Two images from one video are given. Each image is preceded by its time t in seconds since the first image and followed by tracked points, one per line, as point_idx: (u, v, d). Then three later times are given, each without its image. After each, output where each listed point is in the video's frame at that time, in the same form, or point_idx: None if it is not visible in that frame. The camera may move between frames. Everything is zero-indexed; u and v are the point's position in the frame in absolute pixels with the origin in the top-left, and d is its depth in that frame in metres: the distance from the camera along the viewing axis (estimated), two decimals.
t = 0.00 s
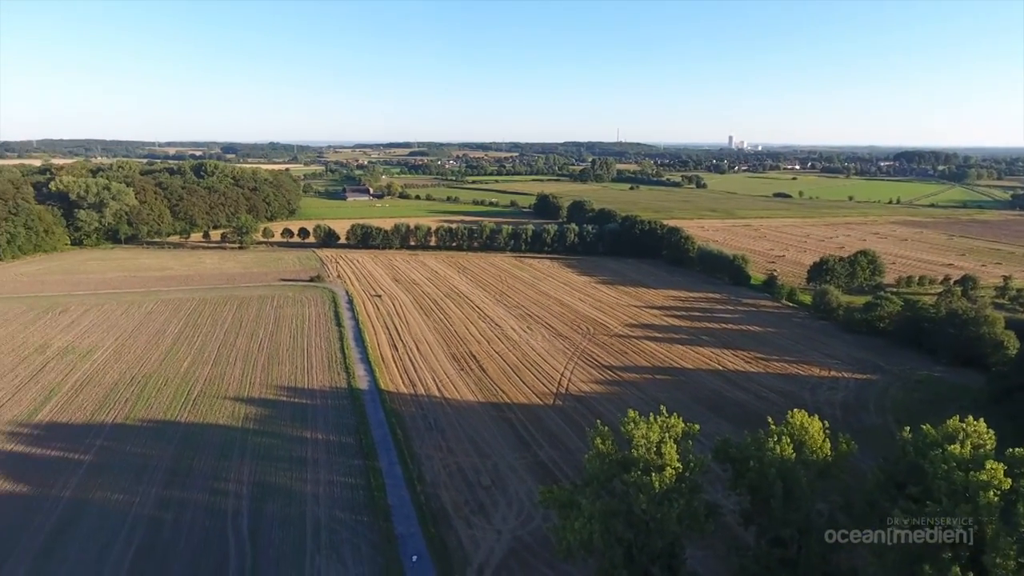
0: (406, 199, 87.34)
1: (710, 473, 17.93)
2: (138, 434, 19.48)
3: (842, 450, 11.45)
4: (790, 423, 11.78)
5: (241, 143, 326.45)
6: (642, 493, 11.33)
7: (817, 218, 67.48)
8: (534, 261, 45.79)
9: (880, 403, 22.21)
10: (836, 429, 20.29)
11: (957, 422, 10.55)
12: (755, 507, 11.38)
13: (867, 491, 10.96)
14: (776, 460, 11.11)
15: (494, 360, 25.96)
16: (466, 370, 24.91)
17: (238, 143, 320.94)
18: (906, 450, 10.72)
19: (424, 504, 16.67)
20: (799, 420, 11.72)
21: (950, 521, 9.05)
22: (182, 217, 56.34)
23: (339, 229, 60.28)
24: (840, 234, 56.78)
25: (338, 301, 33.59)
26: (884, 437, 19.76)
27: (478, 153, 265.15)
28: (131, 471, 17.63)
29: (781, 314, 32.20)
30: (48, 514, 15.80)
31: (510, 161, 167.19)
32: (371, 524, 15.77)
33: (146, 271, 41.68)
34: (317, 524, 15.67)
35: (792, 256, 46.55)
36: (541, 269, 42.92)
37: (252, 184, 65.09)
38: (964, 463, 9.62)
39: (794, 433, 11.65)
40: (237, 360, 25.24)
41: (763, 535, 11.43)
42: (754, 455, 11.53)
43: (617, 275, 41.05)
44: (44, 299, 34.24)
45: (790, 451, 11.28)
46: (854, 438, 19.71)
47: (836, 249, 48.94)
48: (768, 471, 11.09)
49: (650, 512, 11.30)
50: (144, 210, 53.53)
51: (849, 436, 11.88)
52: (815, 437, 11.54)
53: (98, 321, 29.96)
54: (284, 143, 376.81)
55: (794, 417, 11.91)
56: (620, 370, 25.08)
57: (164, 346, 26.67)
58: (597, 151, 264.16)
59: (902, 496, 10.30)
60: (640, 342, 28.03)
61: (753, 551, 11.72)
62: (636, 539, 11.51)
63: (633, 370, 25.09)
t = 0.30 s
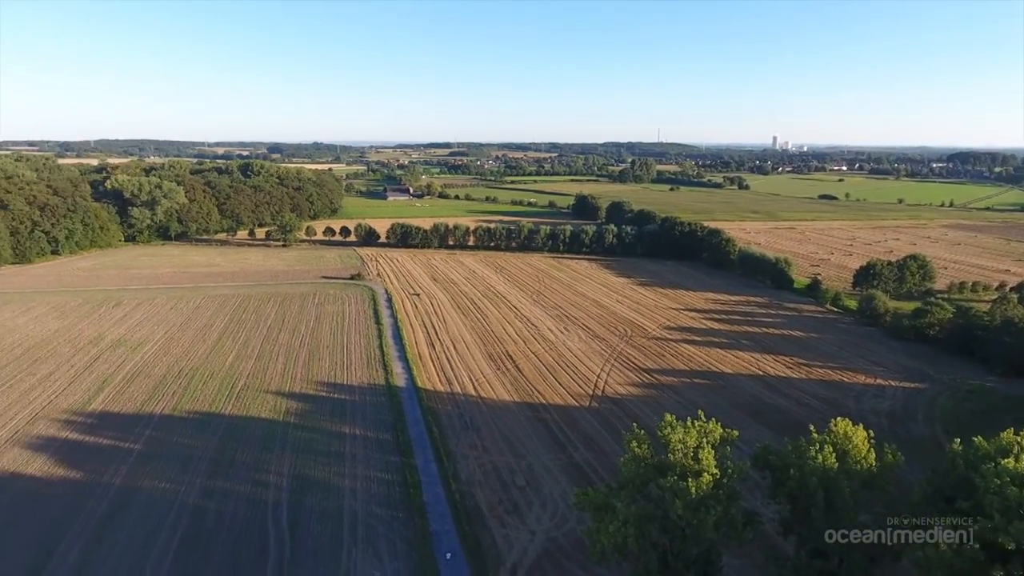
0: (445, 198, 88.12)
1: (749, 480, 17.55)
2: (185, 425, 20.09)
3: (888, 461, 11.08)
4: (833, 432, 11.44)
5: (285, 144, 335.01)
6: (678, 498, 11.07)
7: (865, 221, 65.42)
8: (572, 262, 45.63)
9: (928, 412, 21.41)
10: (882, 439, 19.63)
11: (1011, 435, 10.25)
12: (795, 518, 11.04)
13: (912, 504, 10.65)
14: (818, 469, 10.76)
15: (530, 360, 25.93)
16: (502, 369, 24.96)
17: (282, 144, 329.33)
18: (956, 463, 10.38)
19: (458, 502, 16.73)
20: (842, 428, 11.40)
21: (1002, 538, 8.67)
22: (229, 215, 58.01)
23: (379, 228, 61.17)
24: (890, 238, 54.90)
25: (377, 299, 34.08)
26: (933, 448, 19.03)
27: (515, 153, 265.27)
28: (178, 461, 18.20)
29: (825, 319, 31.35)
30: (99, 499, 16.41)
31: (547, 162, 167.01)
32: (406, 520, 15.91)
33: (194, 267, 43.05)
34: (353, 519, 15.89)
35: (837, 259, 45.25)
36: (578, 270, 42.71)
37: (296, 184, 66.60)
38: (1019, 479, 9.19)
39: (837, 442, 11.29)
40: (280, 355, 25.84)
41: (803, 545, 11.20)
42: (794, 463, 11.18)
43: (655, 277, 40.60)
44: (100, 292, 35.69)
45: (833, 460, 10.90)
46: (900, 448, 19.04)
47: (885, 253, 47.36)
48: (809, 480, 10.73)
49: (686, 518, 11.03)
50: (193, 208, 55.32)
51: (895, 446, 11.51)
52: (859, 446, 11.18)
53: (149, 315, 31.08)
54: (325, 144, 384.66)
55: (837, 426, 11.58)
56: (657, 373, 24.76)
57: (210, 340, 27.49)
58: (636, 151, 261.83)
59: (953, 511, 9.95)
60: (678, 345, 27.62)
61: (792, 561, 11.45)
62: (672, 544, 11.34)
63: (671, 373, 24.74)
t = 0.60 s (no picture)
0: (483, 199, 88.55)
1: (790, 489, 17.09)
2: (229, 417, 20.67)
3: (938, 474, 10.60)
4: (878, 442, 11.04)
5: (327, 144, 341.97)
6: (715, 505, 10.86)
7: (918, 224, 63.06)
8: (610, 263, 45.29)
9: (980, 424, 20.54)
10: (930, 450, 18.91)
11: None
12: (836, 530, 10.71)
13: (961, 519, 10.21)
14: (861, 479, 10.43)
15: (568, 361, 25.82)
16: (539, 370, 24.93)
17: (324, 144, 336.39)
18: (1009, 478, 9.89)
19: (493, 501, 16.75)
20: (888, 439, 10.96)
21: None
22: (274, 213, 59.44)
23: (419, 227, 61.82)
24: (944, 242, 52.75)
25: (417, 297, 34.43)
26: (984, 461, 18.24)
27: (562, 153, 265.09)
28: (222, 452, 18.71)
29: (872, 325, 30.36)
30: (148, 487, 17.03)
31: (585, 163, 166.25)
32: (441, 517, 16.02)
33: (239, 264, 44.24)
34: (389, 514, 16.08)
35: (887, 264, 43.75)
36: (617, 271, 42.35)
37: (339, 184, 67.85)
38: None
39: (883, 452, 10.90)
40: (321, 351, 26.33)
41: (845, 557, 10.85)
42: (837, 473, 10.86)
43: (695, 279, 39.99)
44: (151, 287, 37.01)
45: (878, 470, 10.56)
46: (949, 460, 18.31)
47: (938, 258, 45.55)
48: (852, 491, 10.43)
49: (723, 525, 10.78)
50: (240, 207, 56.87)
51: (946, 458, 11.00)
52: (907, 458, 10.73)
53: (196, 309, 32.09)
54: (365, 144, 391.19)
55: (883, 435, 11.16)
56: (696, 377, 24.35)
57: (255, 335, 28.21)
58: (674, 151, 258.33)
59: (1007, 530, 9.45)
60: (717, 349, 27.12)
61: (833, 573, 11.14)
62: (709, 551, 11.14)
63: (710, 377, 24.30)
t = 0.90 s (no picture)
0: (522, 199, 88.79)
1: (833, 499, 16.60)
2: (271, 411, 21.16)
3: (990, 489, 10.09)
4: (927, 454, 10.58)
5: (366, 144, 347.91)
6: (754, 513, 10.53)
7: (973, 228, 60.63)
8: (649, 264, 44.86)
9: None
10: (982, 463, 18.15)
11: None
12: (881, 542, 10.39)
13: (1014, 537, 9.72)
14: (908, 492, 10.01)
15: (604, 362, 25.66)
16: (575, 371, 24.84)
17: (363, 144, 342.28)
18: None
19: (528, 502, 16.73)
20: (937, 451, 10.50)
21: None
22: (317, 212, 60.68)
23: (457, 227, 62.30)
24: (1001, 247, 50.58)
25: (455, 296, 34.71)
26: None
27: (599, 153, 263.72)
28: (264, 445, 19.17)
29: (922, 332, 29.32)
30: (192, 477, 17.53)
31: (623, 163, 164.97)
32: (476, 516, 16.08)
33: (283, 261, 45.28)
34: (423, 511, 16.21)
35: (939, 269, 42.19)
36: (656, 273, 41.90)
37: (381, 183, 68.84)
38: None
39: (931, 465, 10.43)
40: (361, 348, 26.75)
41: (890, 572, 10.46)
42: (883, 485, 10.47)
43: (736, 282, 39.28)
44: (200, 283, 38.17)
45: (927, 483, 10.09)
46: (1004, 475, 17.53)
47: (995, 264, 43.71)
48: (898, 504, 10.05)
49: (762, 533, 10.48)
50: (285, 205, 58.21)
51: (999, 473, 10.47)
52: (957, 472, 10.26)
53: (242, 305, 32.98)
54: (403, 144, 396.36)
55: (932, 447, 10.72)
56: (736, 382, 23.90)
57: (297, 331, 28.83)
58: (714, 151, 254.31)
59: None
60: (758, 354, 26.56)
61: None
62: (747, 560, 10.78)
63: (750, 382, 23.82)
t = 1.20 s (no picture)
0: (561, 199, 88.75)
1: (878, 510, 16.07)
2: (312, 405, 21.60)
3: None
4: (979, 467, 10.15)
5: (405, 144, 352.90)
6: (795, 524, 10.12)
7: None
8: (690, 266, 44.29)
9: None
10: None
11: None
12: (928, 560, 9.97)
13: None
14: (959, 507, 9.59)
15: (643, 365, 25.40)
16: (613, 373, 24.67)
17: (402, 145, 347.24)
18: None
19: (563, 503, 16.65)
20: (990, 464, 10.06)
21: None
22: (359, 211, 61.71)
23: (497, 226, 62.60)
24: None
25: (493, 296, 34.87)
26: None
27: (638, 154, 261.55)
28: (305, 439, 19.58)
29: (977, 340, 28.15)
30: (236, 468, 17.99)
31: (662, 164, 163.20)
32: (511, 516, 16.08)
33: (325, 259, 46.19)
34: (460, 508, 16.33)
35: (996, 275, 40.43)
36: (697, 275, 41.31)
37: (422, 183, 69.58)
38: None
39: (984, 479, 10.00)
40: (401, 346, 27.07)
41: None
42: (933, 498, 10.06)
43: (779, 286, 38.44)
44: (247, 280, 39.23)
45: (980, 498, 9.65)
46: None
47: None
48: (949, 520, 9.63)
49: (802, 544, 10.04)
50: (329, 205, 59.22)
51: None
52: (1013, 486, 9.80)
53: (286, 301, 33.76)
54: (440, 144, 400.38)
55: (986, 460, 10.25)
56: (778, 387, 23.37)
57: (339, 328, 29.37)
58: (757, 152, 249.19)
59: None
60: (802, 360, 25.91)
61: None
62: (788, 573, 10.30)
63: (793, 389, 23.26)
